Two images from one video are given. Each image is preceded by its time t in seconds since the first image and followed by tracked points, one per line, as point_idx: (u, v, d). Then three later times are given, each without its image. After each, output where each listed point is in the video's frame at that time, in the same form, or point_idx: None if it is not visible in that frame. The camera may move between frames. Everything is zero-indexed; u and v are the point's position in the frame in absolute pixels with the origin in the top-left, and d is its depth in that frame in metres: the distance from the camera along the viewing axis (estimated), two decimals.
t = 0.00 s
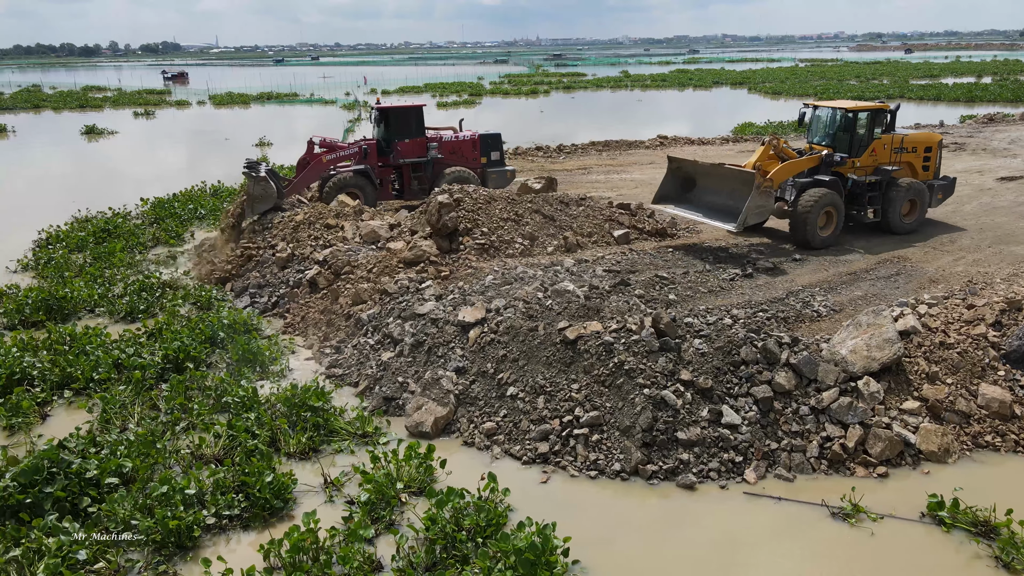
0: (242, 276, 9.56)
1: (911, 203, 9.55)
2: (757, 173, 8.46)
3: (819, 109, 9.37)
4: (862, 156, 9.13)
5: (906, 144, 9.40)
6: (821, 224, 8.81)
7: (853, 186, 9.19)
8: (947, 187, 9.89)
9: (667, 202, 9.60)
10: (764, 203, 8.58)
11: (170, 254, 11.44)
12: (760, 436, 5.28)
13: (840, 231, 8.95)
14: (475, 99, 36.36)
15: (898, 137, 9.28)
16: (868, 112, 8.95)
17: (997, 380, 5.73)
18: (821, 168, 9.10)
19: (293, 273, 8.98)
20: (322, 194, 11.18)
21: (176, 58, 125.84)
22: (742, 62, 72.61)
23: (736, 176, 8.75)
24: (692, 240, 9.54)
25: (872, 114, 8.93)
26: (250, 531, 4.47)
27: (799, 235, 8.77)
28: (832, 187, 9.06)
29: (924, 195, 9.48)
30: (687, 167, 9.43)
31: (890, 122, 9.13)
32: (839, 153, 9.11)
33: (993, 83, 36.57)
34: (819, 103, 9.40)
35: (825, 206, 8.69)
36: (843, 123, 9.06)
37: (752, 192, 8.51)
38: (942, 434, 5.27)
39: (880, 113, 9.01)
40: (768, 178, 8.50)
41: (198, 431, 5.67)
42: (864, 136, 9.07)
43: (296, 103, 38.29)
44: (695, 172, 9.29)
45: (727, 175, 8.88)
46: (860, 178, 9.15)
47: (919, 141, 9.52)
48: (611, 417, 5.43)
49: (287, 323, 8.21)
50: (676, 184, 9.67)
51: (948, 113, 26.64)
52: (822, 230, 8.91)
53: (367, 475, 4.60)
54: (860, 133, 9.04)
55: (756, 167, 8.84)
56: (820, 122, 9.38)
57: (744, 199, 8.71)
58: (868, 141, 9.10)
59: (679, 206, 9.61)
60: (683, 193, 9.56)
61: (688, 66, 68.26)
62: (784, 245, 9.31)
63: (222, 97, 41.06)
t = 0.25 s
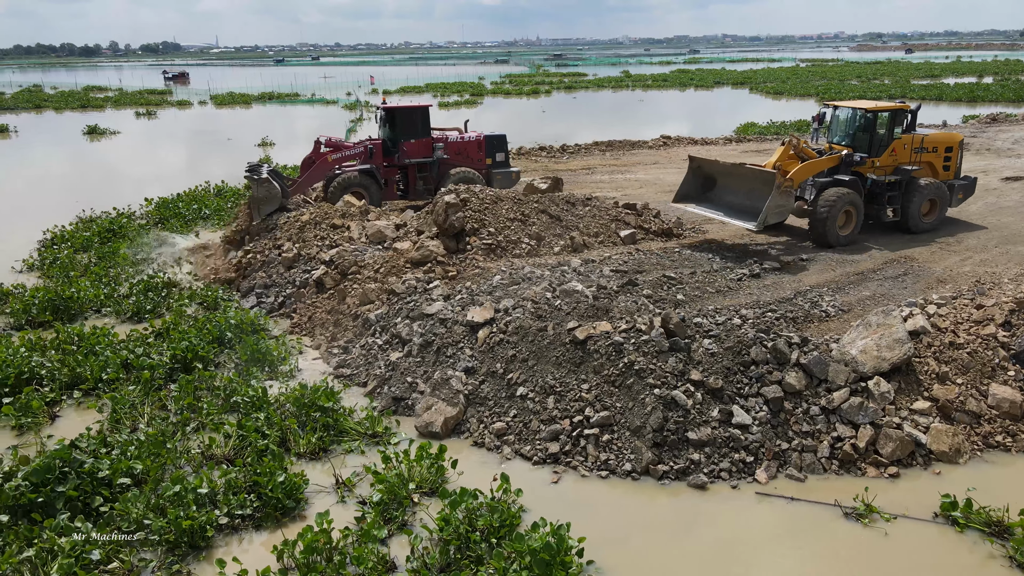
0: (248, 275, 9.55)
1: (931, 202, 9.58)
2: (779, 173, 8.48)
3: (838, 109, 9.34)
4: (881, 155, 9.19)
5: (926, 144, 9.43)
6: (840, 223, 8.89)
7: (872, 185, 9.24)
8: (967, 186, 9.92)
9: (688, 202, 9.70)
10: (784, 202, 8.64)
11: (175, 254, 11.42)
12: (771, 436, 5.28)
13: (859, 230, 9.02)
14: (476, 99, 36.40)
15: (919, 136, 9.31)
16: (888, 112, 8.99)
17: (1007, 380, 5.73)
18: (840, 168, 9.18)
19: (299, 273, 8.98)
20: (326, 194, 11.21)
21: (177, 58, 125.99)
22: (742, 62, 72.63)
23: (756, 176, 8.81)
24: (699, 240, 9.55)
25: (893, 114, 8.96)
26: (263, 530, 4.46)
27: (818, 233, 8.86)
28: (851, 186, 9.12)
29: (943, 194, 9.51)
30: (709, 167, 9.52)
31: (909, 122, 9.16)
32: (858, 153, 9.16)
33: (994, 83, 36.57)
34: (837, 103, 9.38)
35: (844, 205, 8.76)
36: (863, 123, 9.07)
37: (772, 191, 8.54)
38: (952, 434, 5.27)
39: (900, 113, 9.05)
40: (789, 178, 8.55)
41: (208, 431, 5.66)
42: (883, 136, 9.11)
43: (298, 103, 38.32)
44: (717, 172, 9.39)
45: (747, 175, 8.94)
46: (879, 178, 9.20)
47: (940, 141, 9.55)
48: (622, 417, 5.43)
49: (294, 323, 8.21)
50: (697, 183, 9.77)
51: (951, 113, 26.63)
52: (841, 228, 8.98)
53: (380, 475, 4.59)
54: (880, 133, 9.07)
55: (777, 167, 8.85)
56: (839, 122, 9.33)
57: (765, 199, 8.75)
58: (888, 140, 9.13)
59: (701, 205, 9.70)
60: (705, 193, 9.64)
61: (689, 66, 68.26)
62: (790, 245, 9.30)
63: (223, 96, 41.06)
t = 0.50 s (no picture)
0: (256, 275, 9.53)
1: (955, 200, 9.61)
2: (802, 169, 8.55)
3: (863, 107, 9.57)
4: (906, 153, 9.28)
5: (951, 141, 9.48)
6: (863, 220, 8.98)
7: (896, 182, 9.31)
8: (992, 183, 9.92)
9: (711, 196, 9.92)
10: (808, 198, 8.70)
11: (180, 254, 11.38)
12: (785, 436, 5.28)
13: (883, 226, 9.10)
14: (479, 99, 36.43)
15: (944, 134, 9.38)
16: (913, 110, 9.13)
17: (1020, 380, 5.72)
18: (864, 165, 9.27)
19: (308, 273, 8.97)
20: (333, 194, 11.22)
21: (178, 58, 126.08)
22: (744, 62, 72.60)
23: (779, 171, 9.02)
24: (707, 240, 9.54)
25: (917, 112, 9.11)
26: (279, 531, 4.46)
27: (840, 230, 8.96)
28: (875, 183, 9.19)
29: (967, 191, 9.53)
30: (733, 162, 9.76)
31: (934, 120, 9.25)
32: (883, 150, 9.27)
33: (996, 83, 36.56)
34: (863, 102, 9.59)
35: (867, 202, 8.85)
36: (887, 121, 9.26)
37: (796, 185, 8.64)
38: (967, 434, 5.26)
39: (924, 110, 9.17)
40: (812, 173, 8.59)
41: (221, 431, 5.65)
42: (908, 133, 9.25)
43: (300, 104, 38.35)
44: (741, 168, 9.63)
45: (772, 169, 9.13)
46: (903, 175, 9.28)
47: (965, 138, 9.58)
48: (635, 417, 5.44)
49: (303, 323, 8.21)
50: (721, 179, 10.00)
51: (954, 113, 26.59)
52: (865, 225, 9.07)
53: (395, 476, 4.59)
54: (904, 130, 9.22)
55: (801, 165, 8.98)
56: (865, 120, 9.57)
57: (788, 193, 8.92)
58: (912, 138, 9.23)
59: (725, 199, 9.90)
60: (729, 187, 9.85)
61: (690, 66, 68.24)
62: (798, 245, 9.28)
63: (225, 96, 41.10)
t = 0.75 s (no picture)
0: (259, 275, 9.49)
1: (970, 197, 9.69)
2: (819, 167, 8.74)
3: (879, 105, 9.63)
4: (921, 151, 9.35)
5: (966, 139, 9.54)
6: (879, 217, 9.10)
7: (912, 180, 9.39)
8: (1007, 181, 9.99)
9: (728, 191, 9.99)
10: (824, 194, 8.82)
11: (181, 254, 11.31)
12: (793, 436, 5.29)
13: (898, 223, 9.21)
14: (476, 99, 36.43)
15: (959, 132, 9.44)
16: (929, 109, 9.19)
17: None
18: (880, 163, 9.38)
19: (311, 273, 8.94)
20: (337, 194, 11.20)
21: (174, 58, 125.76)
22: (740, 62, 72.70)
23: (797, 169, 9.10)
24: (710, 240, 9.56)
25: (933, 110, 9.17)
26: (290, 532, 4.45)
27: (856, 227, 9.10)
28: (891, 181, 9.30)
29: (983, 188, 9.60)
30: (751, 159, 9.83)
31: (949, 118, 9.32)
32: (898, 148, 9.35)
33: (992, 83, 36.71)
34: (880, 101, 9.66)
35: (883, 199, 8.98)
36: (903, 119, 9.30)
37: (814, 182, 8.79)
38: (974, 433, 5.27)
39: (940, 109, 9.23)
40: (829, 170, 8.77)
41: (228, 432, 5.63)
42: (923, 131, 9.30)
43: (297, 104, 38.28)
44: (758, 164, 9.70)
45: (791, 166, 9.20)
46: (919, 173, 9.37)
47: (980, 136, 9.62)
48: (643, 416, 5.44)
49: (307, 323, 8.19)
50: (737, 176, 10.07)
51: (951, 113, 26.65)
52: (880, 222, 9.19)
53: (406, 477, 4.59)
54: (919, 129, 9.27)
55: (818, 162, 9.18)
56: (880, 118, 9.63)
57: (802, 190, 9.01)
58: (927, 136, 9.30)
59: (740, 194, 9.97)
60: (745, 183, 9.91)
61: (686, 66, 68.34)
62: (801, 244, 9.30)
63: (222, 97, 41.01)
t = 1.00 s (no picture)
0: (258, 276, 9.43)
1: (981, 194, 9.83)
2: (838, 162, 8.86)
3: (894, 104, 9.75)
4: (934, 149, 9.48)
5: (979, 139, 9.64)
6: (892, 213, 9.22)
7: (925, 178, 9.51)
8: (1017, 180, 10.15)
9: (745, 185, 10.12)
10: (841, 188, 8.96)
11: (178, 256, 11.23)
12: (800, 434, 5.31)
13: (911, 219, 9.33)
14: (469, 99, 36.41)
15: (972, 131, 9.57)
16: (942, 108, 9.32)
17: None
18: (894, 160, 9.51)
19: (311, 274, 8.89)
20: (337, 195, 11.23)
21: (163, 58, 124.95)
22: (731, 62, 73.03)
23: (813, 164, 9.24)
24: (710, 239, 9.58)
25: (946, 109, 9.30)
26: (300, 534, 4.42)
27: (869, 223, 9.22)
28: (904, 178, 9.43)
29: (995, 186, 9.75)
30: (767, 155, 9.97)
31: (962, 117, 9.45)
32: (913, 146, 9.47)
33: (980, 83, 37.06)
34: (894, 99, 9.77)
35: (897, 196, 9.10)
36: (917, 118, 9.43)
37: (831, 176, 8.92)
38: (978, 430, 5.31)
39: (953, 109, 9.36)
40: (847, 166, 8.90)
41: (233, 434, 5.60)
42: (937, 130, 9.43)
43: (289, 104, 38.13)
44: (775, 160, 9.84)
45: (808, 161, 9.31)
46: (932, 171, 9.49)
47: (992, 136, 9.71)
48: (650, 416, 5.44)
49: (308, 324, 8.15)
50: (754, 171, 10.20)
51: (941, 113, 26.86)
52: (893, 218, 9.31)
53: (416, 478, 4.57)
54: (933, 128, 9.39)
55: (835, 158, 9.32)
56: (894, 117, 9.75)
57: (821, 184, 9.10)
58: (940, 135, 9.43)
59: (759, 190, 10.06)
60: (762, 178, 10.00)
61: (678, 66, 68.59)
62: (801, 243, 9.33)
63: (213, 97, 40.78)
